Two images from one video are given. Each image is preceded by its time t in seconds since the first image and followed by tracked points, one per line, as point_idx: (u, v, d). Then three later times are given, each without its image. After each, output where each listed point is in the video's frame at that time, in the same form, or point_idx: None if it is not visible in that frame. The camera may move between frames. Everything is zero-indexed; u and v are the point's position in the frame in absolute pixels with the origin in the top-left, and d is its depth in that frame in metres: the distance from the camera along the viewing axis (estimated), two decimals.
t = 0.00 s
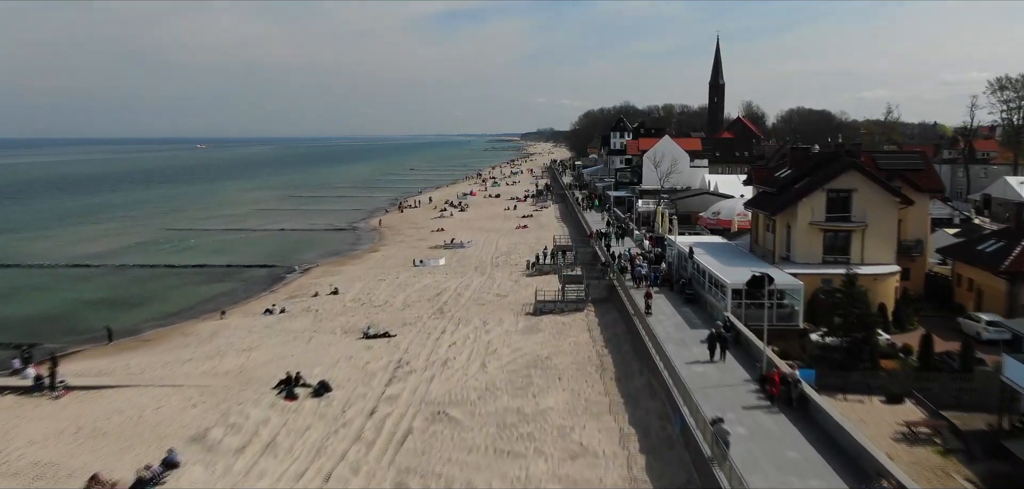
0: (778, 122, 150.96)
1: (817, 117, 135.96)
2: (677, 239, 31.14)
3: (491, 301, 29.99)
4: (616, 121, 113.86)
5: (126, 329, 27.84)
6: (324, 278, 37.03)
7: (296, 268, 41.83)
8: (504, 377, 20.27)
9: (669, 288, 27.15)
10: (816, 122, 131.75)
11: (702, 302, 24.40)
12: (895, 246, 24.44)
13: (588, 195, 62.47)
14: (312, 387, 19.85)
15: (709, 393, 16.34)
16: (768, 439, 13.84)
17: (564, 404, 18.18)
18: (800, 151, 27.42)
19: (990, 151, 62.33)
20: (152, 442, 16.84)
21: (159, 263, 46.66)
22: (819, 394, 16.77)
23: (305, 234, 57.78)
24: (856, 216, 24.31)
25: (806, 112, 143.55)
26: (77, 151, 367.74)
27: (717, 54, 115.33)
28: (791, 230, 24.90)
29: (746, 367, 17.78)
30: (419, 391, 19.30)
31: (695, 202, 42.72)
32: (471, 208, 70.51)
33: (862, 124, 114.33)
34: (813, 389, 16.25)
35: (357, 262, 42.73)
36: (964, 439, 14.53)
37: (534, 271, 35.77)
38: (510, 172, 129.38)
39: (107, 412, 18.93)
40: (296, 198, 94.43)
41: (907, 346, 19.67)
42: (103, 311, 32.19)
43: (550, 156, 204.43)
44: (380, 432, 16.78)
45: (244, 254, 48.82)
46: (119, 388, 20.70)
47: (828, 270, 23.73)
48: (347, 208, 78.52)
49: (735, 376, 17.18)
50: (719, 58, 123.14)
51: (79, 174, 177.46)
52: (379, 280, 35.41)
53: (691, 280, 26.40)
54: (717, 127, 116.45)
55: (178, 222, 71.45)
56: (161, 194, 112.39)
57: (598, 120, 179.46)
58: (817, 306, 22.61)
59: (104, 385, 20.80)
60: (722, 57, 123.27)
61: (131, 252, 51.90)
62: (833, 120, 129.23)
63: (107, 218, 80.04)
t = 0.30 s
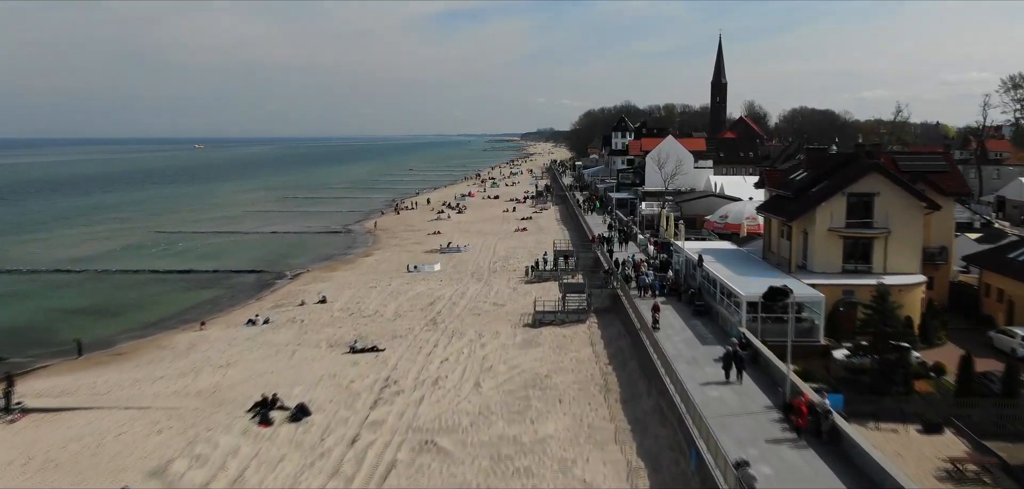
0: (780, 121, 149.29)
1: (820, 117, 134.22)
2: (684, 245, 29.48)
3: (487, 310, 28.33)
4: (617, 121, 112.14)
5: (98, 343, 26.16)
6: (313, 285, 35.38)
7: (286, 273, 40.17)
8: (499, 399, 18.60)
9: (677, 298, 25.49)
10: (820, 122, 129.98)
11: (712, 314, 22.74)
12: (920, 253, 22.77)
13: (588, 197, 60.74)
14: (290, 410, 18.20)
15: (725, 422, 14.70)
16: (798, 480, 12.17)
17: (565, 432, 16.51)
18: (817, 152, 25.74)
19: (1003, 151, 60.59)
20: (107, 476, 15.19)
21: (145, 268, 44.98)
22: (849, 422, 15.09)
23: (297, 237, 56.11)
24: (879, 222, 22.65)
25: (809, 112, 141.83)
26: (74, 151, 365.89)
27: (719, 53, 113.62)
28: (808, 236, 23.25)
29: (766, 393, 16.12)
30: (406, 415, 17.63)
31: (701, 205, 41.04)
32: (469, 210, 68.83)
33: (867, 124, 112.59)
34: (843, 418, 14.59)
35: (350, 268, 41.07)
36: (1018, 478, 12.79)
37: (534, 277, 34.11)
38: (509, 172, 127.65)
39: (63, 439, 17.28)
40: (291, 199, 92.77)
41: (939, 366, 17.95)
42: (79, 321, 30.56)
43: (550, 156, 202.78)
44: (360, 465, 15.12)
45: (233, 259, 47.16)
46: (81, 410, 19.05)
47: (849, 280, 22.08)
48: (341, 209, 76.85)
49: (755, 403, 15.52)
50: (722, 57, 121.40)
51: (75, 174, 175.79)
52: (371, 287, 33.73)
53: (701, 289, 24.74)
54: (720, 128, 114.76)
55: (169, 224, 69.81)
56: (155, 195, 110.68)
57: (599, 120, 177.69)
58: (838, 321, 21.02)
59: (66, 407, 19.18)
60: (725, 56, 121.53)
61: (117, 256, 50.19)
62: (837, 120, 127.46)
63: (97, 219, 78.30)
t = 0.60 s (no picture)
0: (783, 121, 147.68)
1: (824, 117, 132.46)
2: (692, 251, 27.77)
3: (483, 322, 26.63)
4: (619, 121, 110.47)
5: (67, 358, 24.47)
6: (301, 293, 33.68)
7: (274, 280, 38.49)
8: (494, 425, 16.92)
9: (686, 309, 23.76)
10: (823, 122, 128.30)
11: (725, 328, 21.03)
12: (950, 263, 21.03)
13: (590, 199, 59.03)
14: (263, 439, 16.50)
15: (747, 458, 13.05)
16: None
17: (567, 466, 14.84)
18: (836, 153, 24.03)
19: (1016, 152, 58.95)
20: None
21: (128, 273, 43.28)
22: (885, 457, 13.59)
23: (290, 241, 54.45)
24: (905, 229, 20.95)
25: (813, 111, 140.23)
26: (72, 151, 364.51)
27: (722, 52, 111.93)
28: (828, 244, 21.56)
29: (792, 423, 14.45)
30: (391, 445, 15.96)
31: (708, 208, 39.33)
32: (467, 212, 67.14)
33: (872, 124, 110.88)
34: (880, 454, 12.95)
35: (341, 274, 39.36)
36: None
37: (533, 285, 32.43)
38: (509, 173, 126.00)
39: (9, 472, 15.58)
40: (286, 201, 91.08)
41: (978, 391, 16.13)
42: (52, 332, 28.88)
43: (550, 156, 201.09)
44: None
45: (221, 263, 45.46)
46: (33, 437, 17.34)
47: (873, 292, 20.38)
48: (336, 211, 75.16)
49: (780, 436, 13.86)
50: (724, 56, 119.75)
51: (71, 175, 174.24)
52: (361, 295, 32.06)
53: (712, 300, 23.06)
54: (722, 128, 113.07)
55: (160, 227, 68.14)
56: (148, 196, 109.03)
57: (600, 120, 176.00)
58: (863, 337, 19.49)
59: (18, 434, 17.49)
60: (727, 56, 119.90)
61: (102, 261, 48.51)
62: (841, 120, 125.73)
63: (87, 221, 76.61)
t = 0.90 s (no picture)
0: (786, 121, 146.09)
1: (827, 117, 130.71)
2: (701, 258, 26.11)
3: (478, 335, 24.95)
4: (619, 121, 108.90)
5: (31, 376, 22.78)
6: (288, 302, 32.00)
7: (262, 286, 36.83)
8: (487, 458, 15.26)
9: (696, 323, 22.08)
10: (827, 122, 126.68)
11: (741, 345, 19.34)
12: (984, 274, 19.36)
13: (590, 201, 57.37)
14: (230, 473, 14.83)
15: None
16: None
17: None
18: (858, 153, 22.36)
19: None
20: None
21: (111, 279, 41.60)
22: None
23: (281, 244, 52.80)
24: (934, 238, 19.30)
25: (816, 111, 138.56)
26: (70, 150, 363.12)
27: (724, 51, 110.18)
28: (851, 254, 19.91)
29: (824, 464, 12.77)
30: (373, 482, 14.30)
31: (715, 211, 37.67)
32: (464, 214, 65.49)
33: (877, 125, 109.13)
34: None
35: (332, 280, 37.68)
36: None
37: (532, 294, 30.77)
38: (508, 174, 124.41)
39: None
40: (281, 202, 89.39)
41: None
42: (21, 345, 27.21)
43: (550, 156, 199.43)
44: None
45: (209, 268, 43.81)
46: None
47: (902, 306, 18.70)
48: (331, 213, 73.50)
49: (811, 478, 12.19)
50: (727, 55, 118.16)
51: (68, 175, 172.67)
52: (350, 304, 30.39)
53: (725, 314, 21.37)
54: (725, 128, 111.34)
55: (150, 229, 66.44)
56: (142, 196, 107.37)
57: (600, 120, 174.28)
58: (891, 356, 17.96)
59: None
60: (730, 55, 118.29)
61: (86, 266, 46.83)
62: (846, 120, 123.95)
63: (77, 223, 74.94)
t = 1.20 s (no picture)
0: (788, 121, 144.48)
1: (831, 117, 128.89)
2: (711, 267, 24.41)
3: (473, 349, 23.27)
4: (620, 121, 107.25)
5: None
6: (273, 312, 30.30)
7: (248, 294, 35.14)
8: None
9: (708, 339, 20.36)
10: (830, 122, 125.07)
11: (758, 366, 17.65)
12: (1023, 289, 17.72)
13: (592, 203, 55.67)
14: None
15: None
16: None
17: None
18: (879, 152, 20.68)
19: None
20: None
21: (92, 285, 39.88)
22: None
23: (272, 248, 51.10)
24: (971, 248, 17.63)
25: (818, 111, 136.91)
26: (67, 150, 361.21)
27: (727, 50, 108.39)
28: (879, 266, 18.23)
29: None
30: None
31: (723, 215, 35.99)
32: (462, 217, 63.77)
33: (882, 125, 107.39)
34: None
35: (321, 287, 35.98)
36: None
37: (531, 304, 29.08)
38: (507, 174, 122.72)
39: None
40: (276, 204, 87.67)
41: None
42: None
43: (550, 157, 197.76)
44: None
45: (195, 274, 42.13)
46: None
47: (937, 324, 17.02)
48: (326, 215, 71.81)
49: None
50: (729, 55, 116.45)
51: (63, 176, 170.88)
52: (339, 314, 28.67)
53: (740, 329, 19.66)
54: (727, 128, 109.60)
55: (139, 232, 64.73)
56: (134, 198, 105.63)
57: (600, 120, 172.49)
58: (925, 378, 16.27)
59: None
60: (731, 54, 116.56)
61: (68, 272, 45.10)
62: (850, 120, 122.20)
63: (65, 224, 73.23)
